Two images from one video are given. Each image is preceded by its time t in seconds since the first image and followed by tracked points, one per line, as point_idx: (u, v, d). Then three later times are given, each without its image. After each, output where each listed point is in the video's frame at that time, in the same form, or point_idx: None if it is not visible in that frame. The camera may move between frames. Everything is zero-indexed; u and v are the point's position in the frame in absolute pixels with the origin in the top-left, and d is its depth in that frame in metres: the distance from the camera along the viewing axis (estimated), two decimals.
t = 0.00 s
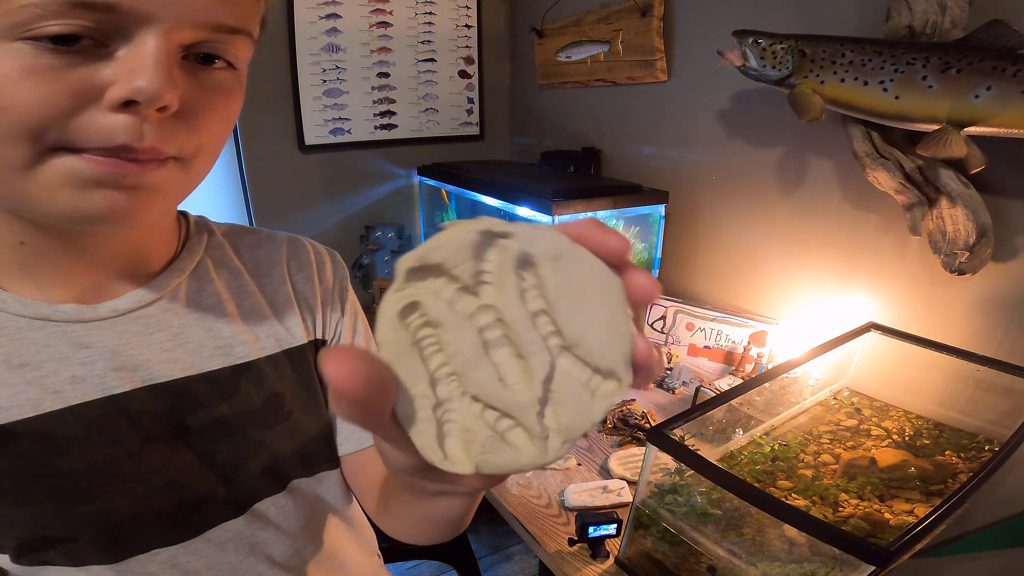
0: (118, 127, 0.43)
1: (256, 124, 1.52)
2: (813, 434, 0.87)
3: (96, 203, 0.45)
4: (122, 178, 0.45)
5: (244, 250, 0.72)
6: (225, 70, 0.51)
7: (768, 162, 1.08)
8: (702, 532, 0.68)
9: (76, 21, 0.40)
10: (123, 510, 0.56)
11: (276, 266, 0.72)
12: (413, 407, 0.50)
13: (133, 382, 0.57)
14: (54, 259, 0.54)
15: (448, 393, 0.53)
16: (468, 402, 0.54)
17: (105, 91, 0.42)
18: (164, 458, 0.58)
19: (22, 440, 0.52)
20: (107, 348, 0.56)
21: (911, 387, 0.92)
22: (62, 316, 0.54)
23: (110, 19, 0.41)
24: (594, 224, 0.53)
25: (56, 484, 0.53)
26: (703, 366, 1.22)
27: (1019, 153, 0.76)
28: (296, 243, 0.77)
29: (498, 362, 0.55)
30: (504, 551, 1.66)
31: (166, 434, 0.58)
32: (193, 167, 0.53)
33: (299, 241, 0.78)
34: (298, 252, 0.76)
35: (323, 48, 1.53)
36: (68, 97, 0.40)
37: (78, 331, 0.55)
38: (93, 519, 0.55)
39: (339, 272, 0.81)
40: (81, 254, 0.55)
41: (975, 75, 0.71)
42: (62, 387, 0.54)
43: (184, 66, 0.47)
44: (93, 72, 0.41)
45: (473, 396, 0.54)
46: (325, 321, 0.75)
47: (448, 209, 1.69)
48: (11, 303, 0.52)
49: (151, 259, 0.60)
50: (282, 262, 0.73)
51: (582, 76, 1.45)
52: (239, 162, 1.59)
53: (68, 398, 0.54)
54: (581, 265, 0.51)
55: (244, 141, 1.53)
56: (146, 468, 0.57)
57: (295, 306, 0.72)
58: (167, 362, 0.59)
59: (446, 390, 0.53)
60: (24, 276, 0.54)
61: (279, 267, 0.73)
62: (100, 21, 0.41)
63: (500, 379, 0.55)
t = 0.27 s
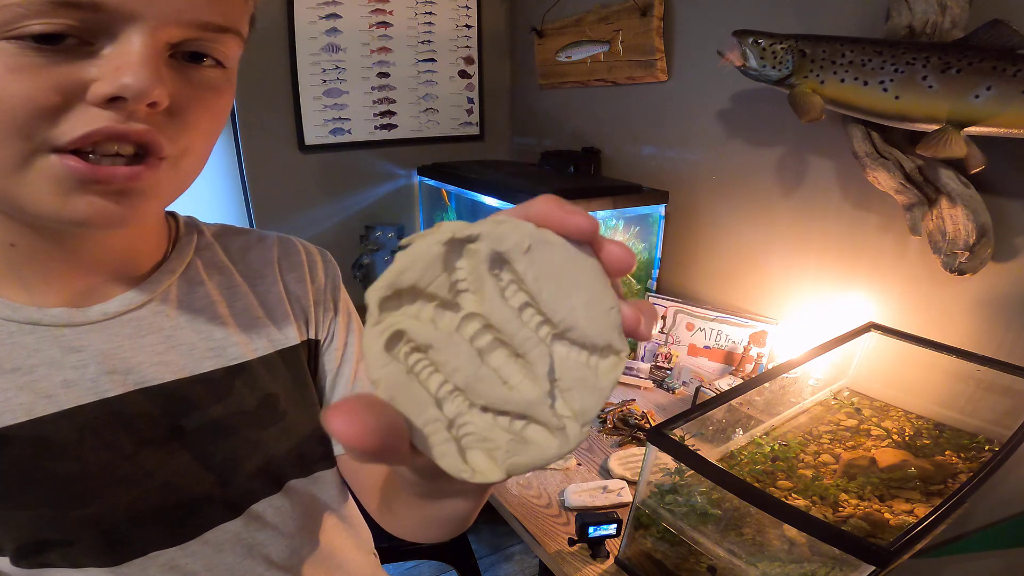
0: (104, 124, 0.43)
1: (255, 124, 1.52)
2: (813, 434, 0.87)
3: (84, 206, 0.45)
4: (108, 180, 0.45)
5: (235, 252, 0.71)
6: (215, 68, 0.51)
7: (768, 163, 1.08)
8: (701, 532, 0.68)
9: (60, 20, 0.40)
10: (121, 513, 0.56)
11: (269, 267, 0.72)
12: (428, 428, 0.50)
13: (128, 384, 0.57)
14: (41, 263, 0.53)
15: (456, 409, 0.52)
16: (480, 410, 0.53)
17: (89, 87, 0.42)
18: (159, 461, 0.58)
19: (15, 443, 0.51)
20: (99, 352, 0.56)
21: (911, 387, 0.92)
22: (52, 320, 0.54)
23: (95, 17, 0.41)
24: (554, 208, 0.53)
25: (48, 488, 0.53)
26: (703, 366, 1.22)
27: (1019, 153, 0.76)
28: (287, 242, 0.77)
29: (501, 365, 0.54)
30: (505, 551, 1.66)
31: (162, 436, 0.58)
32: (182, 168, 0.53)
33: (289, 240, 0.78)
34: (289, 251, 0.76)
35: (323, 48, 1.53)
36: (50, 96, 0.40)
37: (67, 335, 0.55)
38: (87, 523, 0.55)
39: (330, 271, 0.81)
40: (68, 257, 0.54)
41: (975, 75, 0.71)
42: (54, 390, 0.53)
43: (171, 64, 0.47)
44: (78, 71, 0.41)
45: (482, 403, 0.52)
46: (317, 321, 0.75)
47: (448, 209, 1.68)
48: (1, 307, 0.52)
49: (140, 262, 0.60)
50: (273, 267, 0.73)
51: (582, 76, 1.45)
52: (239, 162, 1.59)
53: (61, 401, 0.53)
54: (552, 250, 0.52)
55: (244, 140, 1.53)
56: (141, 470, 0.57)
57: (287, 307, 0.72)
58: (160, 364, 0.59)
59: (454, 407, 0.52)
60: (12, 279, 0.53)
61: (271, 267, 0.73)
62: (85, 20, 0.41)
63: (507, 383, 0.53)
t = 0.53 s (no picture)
0: (104, 122, 0.43)
1: (255, 124, 1.52)
2: (813, 434, 0.87)
3: (87, 200, 0.44)
4: (111, 173, 0.44)
5: (231, 253, 0.71)
6: (214, 68, 0.51)
7: (768, 162, 1.08)
8: (701, 532, 0.68)
9: (61, 18, 0.40)
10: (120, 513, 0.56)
11: (265, 267, 0.72)
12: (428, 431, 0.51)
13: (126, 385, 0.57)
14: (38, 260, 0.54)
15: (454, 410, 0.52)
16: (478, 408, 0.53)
17: (91, 87, 0.42)
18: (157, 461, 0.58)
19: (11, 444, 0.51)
20: (97, 351, 0.56)
21: (912, 387, 0.92)
22: (49, 320, 0.54)
23: (95, 16, 0.41)
24: (530, 200, 0.53)
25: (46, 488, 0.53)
26: (703, 366, 1.22)
27: (1019, 153, 0.76)
28: (282, 241, 0.77)
29: (495, 362, 0.53)
30: (505, 551, 1.66)
31: (159, 435, 0.58)
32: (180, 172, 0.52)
33: (284, 240, 0.78)
34: (284, 251, 0.76)
35: (323, 48, 1.53)
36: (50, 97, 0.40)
37: (65, 335, 0.54)
38: (85, 524, 0.54)
39: (325, 269, 0.81)
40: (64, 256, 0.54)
41: (975, 75, 0.71)
42: (52, 390, 0.53)
43: (170, 63, 0.47)
44: (77, 70, 0.41)
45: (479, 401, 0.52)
46: (314, 321, 0.75)
47: (448, 209, 1.68)
48: None
49: (137, 262, 0.60)
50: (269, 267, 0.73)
51: (582, 76, 1.45)
52: (239, 162, 1.58)
53: (59, 401, 0.53)
54: (533, 243, 0.51)
55: (244, 140, 1.53)
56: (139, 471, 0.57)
57: (284, 307, 0.72)
58: (158, 363, 0.59)
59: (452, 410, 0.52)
60: (9, 278, 0.54)
61: (267, 268, 0.72)
62: (84, 18, 0.41)
63: (503, 379, 0.53)
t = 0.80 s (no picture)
0: (202, 135, 0.44)
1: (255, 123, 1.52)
2: (813, 434, 0.87)
3: (169, 199, 0.46)
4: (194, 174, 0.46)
5: (228, 237, 0.70)
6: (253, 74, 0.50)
7: (768, 162, 1.08)
8: (702, 532, 0.68)
9: (199, 46, 0.41)
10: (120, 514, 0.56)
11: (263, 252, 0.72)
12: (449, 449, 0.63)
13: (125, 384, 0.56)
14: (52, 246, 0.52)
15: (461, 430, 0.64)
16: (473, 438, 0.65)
17: (206, 107, 0.43)
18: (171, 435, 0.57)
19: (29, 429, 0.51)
20: (118, 332, 0.56)
21: (911, 387, 0.92)
22: (69, 302, 0.53)
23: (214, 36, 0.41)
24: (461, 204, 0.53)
25: (67, 473, 0.53)
26: (703, 366, 1.22)
27: (1019, 153, 0.76)
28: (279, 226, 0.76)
29: (458, 361, 0.68)
30: (504, 551, 1.66)
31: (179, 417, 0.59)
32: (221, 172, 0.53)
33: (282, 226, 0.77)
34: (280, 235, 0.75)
35: (323, 48, 1.53)
36: (175, 104, 0.41)
37: (85, 316, 0.54)
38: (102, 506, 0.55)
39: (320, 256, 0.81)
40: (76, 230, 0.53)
41: (975, 75, 0.71)
42: (77, 370, 0.53)
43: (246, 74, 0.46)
44: (192, 90, 0.42)
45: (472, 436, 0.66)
46: (313, 299, 0.74)
47: (448, 209, 1.68)
48: (18, 291, 0.50)
49: (146, 237, 0.59)
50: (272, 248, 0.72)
51: (582, 76, 1.45)
52: (239, 162, 1.59)
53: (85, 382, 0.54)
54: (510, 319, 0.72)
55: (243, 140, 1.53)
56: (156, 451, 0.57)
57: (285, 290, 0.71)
58: (172, 343, 0.59)
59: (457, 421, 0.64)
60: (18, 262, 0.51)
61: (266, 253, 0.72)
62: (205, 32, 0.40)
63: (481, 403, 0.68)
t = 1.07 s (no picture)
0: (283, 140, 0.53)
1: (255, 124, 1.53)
2: (813, 434, 0.87)
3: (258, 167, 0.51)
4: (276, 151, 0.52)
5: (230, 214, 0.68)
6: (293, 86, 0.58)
7: (768, 163, 1.08)
8: (701, 532, 0.68)
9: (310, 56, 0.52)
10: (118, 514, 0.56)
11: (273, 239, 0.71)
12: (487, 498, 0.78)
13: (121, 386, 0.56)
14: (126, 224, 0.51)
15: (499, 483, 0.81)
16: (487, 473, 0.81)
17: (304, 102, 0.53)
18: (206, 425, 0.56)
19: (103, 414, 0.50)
20: (199, 305, 0.56)
21: (911, 387, 0.92)
22: (154, 279, 0.53)
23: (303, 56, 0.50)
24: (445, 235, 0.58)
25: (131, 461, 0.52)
26: (703, 366, 1.22)
27: (1019, 153, 0.76)
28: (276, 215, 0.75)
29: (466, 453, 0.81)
30: (504, 551, 1.66)
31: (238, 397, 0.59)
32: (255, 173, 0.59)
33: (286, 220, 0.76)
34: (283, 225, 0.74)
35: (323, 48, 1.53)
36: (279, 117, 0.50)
37: (170, 292, 0.54)
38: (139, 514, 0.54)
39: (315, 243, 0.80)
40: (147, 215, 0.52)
41: (975, 75, 0.71)
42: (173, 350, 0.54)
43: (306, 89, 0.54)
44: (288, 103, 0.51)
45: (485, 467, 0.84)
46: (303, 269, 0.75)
47: (448, 209, 1.68)
48: (115, 272, 0.50)
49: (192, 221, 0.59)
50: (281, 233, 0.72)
51: (582, 76, 1.45)
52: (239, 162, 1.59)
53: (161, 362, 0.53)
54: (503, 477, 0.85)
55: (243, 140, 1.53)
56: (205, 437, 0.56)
57: (296, 275, 0.72)
58: (240, 308, 0.61)
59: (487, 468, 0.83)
60: (94, 241, 0.50)
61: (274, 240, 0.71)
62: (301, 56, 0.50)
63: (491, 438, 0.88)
